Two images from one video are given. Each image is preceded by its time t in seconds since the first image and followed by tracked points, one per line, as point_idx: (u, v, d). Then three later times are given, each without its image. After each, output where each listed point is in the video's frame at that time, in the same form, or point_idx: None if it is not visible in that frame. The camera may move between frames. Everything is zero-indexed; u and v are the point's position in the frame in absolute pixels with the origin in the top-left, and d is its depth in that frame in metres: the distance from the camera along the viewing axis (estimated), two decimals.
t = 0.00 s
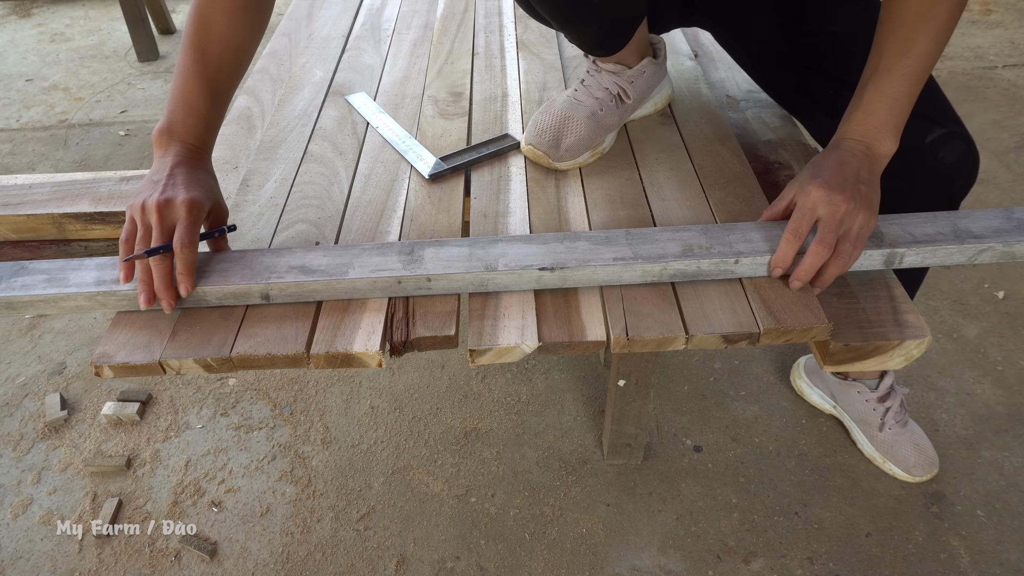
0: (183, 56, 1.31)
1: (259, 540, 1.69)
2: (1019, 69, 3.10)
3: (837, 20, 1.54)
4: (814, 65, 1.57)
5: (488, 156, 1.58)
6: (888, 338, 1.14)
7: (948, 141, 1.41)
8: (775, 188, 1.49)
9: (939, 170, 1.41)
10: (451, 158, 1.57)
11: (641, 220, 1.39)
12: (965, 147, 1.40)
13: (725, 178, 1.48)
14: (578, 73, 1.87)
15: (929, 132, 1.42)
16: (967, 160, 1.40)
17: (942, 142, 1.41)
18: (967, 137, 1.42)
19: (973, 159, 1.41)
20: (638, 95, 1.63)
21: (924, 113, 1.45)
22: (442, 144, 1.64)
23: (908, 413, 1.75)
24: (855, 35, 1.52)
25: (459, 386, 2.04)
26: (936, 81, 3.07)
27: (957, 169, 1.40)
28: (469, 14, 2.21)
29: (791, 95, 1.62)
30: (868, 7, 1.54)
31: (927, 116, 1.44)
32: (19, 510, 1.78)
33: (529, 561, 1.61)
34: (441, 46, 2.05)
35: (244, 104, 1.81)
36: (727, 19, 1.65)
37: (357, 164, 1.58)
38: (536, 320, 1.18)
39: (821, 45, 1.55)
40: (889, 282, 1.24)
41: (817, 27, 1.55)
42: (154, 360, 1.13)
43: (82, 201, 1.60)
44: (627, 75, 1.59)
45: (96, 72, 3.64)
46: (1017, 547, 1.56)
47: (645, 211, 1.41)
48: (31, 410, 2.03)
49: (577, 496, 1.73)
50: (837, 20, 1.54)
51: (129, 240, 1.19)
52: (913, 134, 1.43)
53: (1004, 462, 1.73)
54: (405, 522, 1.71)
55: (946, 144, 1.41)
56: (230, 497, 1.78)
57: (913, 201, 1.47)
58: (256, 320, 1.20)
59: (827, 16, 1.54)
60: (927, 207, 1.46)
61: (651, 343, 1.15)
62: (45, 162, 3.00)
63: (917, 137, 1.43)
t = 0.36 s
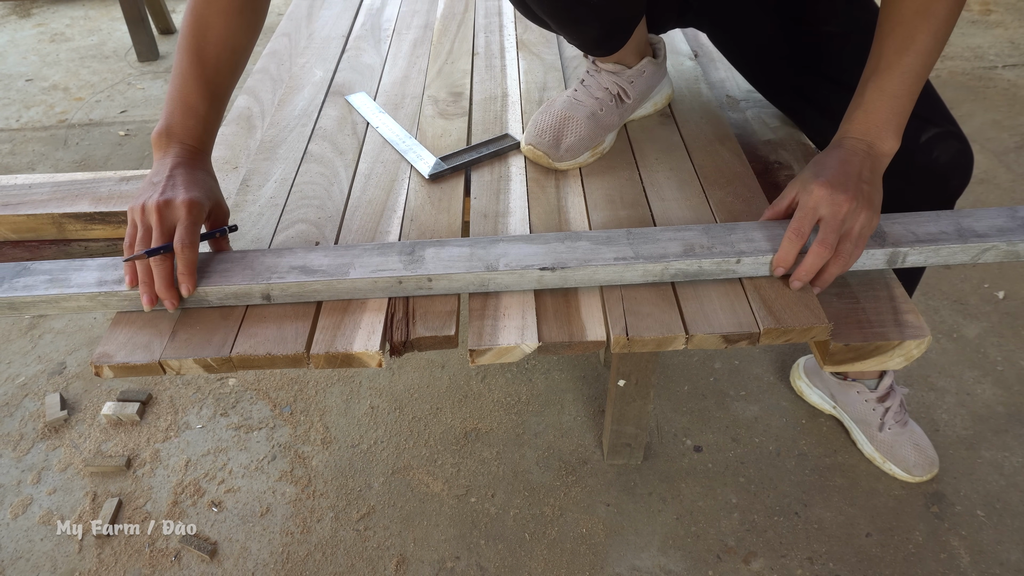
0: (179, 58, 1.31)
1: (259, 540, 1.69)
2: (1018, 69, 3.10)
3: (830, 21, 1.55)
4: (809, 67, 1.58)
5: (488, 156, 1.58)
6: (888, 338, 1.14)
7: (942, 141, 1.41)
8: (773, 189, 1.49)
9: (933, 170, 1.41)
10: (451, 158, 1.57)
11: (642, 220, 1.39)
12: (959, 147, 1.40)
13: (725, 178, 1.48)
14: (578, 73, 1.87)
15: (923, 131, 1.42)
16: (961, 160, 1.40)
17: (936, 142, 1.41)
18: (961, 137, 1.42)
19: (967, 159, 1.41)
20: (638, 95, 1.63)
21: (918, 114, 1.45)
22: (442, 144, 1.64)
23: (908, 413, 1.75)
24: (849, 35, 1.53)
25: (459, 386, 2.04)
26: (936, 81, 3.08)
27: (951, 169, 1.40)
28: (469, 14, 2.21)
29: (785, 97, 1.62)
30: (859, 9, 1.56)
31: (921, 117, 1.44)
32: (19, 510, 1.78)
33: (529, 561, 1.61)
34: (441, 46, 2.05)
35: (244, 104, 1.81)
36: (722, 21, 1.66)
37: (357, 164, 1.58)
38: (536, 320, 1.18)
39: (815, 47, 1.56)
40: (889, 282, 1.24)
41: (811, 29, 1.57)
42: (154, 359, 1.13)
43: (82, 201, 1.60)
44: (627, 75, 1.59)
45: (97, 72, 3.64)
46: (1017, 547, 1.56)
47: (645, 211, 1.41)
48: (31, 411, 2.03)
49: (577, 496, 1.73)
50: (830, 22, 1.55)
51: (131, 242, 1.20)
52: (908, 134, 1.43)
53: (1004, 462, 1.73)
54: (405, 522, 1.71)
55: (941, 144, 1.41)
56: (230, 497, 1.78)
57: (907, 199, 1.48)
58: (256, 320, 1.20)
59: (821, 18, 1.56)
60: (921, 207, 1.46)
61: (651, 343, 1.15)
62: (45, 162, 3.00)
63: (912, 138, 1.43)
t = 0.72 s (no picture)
0: (180, 58, 1.31)
1: (259, 540, 1.69)
2: (1018, 69, 3.10)
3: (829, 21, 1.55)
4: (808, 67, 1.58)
5: (488, 156, 1.58)
6: (888, 338, 1.14)
7: (941, 141, 1.41)
8: (773, 189, 1.49)
9: (930, 170, 1.41)
10: (451, 158, 1.57)
11: (642, 220, 1.39)
12: (958, 148, 1.40)
13: (725, 178, 1.48)
14: (578, 73, 1.87)
15: (922, 131, 1.43)
16: (961, 160, 1.40)
17: (935, 141, 1.41)
18: (960, 137, 1.42)
19: (966, 159, 1.41)
20: (638, 95, 1.63)
21: (917, 114, 1.45)
22: (442, 144, 1.64)
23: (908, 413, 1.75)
24: (846, 35, 1.53)
25: (459, 386, 2.04)
26: (936, 81, 3.08)
27: (950, 168, 1.40)
28: (469, 14, 2.21)
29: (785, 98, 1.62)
30: (855, 9, 1.57)
31: (919, 117, 1.44)
32: (19, 510, 1.78)
33: (529, 561, 1.61)
34: (441, 46, 2.05)
35: (245, 104, 1.81)
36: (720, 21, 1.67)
37: (357, 164, 1.58)
38: (536, 320, 1.18)
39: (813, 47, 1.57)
40: (889, 282, 1.24)
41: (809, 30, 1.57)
42: (154, 360, 1.13)
43: (82, 201, 1.60)
44: (627, 75, 1.59)
45: (97, 72, 3.65)
46: (1017, 547, 1.56)
47: (645, 211, 1.41)
48: (31, 411, 2.03)
49: (577, 496, 1.74)
50: (829, 23, 1.56)
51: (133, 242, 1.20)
52: (907, 133, 1.43)
53: (1004, 462, 1.73)
54: (405, 522, 1.71)
55: (939, 144, 1.41)
56: (230, 497, 1.79)
57: (901, 199, 1.48)
58: (256, 320, 1.20)
59: (818, 19, 1.57)
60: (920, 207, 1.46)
61: (651, 343, 1.15)
62: (45, 162, 3.00)
63: (910, 138, 1.43)
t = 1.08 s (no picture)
0: (141, 6, 1.17)
1: (259, 540, 1.69)
2: (1019, 69, 3.09)
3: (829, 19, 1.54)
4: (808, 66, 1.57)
5: (488, 156, 1.58)
6: (888, 338, 1.14)
7: (942, 139, 1.40)
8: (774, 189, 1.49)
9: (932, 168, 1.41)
10: (450, 158, 1.57)
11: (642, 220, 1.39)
12: (959, 146, 1.40)
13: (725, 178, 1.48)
14: (578, 73, 1.87)
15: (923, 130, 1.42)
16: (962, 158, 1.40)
17: (935, 140, 1.40)
18: (962, 135, 1.41)
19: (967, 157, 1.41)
20: (638, 95, 1.62)
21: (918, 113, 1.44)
22: (442, 144, 1.64)
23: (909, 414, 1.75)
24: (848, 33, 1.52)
25: (459, 386, 2.04)
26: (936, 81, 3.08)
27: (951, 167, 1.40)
28: (469, 14, 2.21)
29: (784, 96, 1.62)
30: (858, 7, 1.54)
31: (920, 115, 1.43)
32: (19, 510, 1.78)
33: (529, 561, 1.61)
34: (441, 46, 2.05)
35: (244, 104, 1.81)
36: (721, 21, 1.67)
37: (357, 164, 1.58)
38: (536, 320, 1.18)
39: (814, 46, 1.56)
40: (889, 282, 1.24)
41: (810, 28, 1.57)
42: (154, 359, 1.13)
43: (82, 201, 1.60)
44: (627, 75, 1.59)
45: (96, 72, 3.64)
46: (1017, 547, 1.56)
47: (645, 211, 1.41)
48: (31, 410, 2.03)
49: (577, 497, 1.73)
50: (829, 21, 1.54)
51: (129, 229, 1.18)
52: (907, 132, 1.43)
53: (1004, 462, 1.73)
54: (405, 522, 1.71)
55: (940, 142, 1.40)
56: (230, 497, 1.78)
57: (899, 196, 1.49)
58: (256, 320, 1.20)
59: (819, 17, 1.55)
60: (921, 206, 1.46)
61: (651, 343, 1.15)
62: (45, 162, 3.00)
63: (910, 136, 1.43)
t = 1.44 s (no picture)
0: (171, 59, 1.28)
1: (259, 540, 1.69)
2: (1018, 69, 3.10)
3: (830, 18, 1.54)
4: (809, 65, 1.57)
5: (488, 156, 1.58)
6: (888, 338, 1.14)
7: (943, 137, 1.40)
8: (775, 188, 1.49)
9: (934, 167, 1.41)
10: (450, 158, 1.57)
11: (642, 220, 1.39)
12: (960, 144, 1.40)
13: (725, 178, 1.48)
14: (578, 73, 1.87)
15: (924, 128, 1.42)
16: (964, 157, 1.40)
17: (937, 138, 1.40)
18: (963, 134, 1.42)
19: (968, 156, 1.41)
20: (638, 95, 1.62)
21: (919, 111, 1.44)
22: (443, 144, 1.64)
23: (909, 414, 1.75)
24: (848, 32, 1.52)
25: (459, 386, 2.04)
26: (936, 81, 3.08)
27: (953, 166, 1.40)
28: (469, 14, 2.21)
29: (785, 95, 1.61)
30: (856, 6, 1.54)
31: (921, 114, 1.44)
32: (19, 510, 1.78)
33: (529, 561, 1.61)
34: (441, 46, 2.05)
35: (244, 104, 1.81)
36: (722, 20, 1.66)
37: (357, 164, 1.58)
38: (536, 320, 1.18)
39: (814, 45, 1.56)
40: (889, 281, 1.24)
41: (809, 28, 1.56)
42: (154, 359, 1.13)
43: (82, 201, 1.60)
44: (627, 75, 1.59)
45: (96, 72, 3.65)
46: (1017, 547, 1.56)
47: (645, 211, 1.41)
48: (31, 411, 2.03)
49: (577, 496, 1.73)
50: (829, 20, 1.54)
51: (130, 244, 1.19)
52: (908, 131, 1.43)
53: (1004, 462, 1.73)
54: (405, 522, 1.71)
55: (942, 140, 1.40)
56: (230, 497, 1.78)
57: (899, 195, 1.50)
58: (256, 320, 1.20)
59: (819, 16, 1.55)
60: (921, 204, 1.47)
61: (651, 343, 1.15)
62: (45, 162, 3.00)
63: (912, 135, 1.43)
